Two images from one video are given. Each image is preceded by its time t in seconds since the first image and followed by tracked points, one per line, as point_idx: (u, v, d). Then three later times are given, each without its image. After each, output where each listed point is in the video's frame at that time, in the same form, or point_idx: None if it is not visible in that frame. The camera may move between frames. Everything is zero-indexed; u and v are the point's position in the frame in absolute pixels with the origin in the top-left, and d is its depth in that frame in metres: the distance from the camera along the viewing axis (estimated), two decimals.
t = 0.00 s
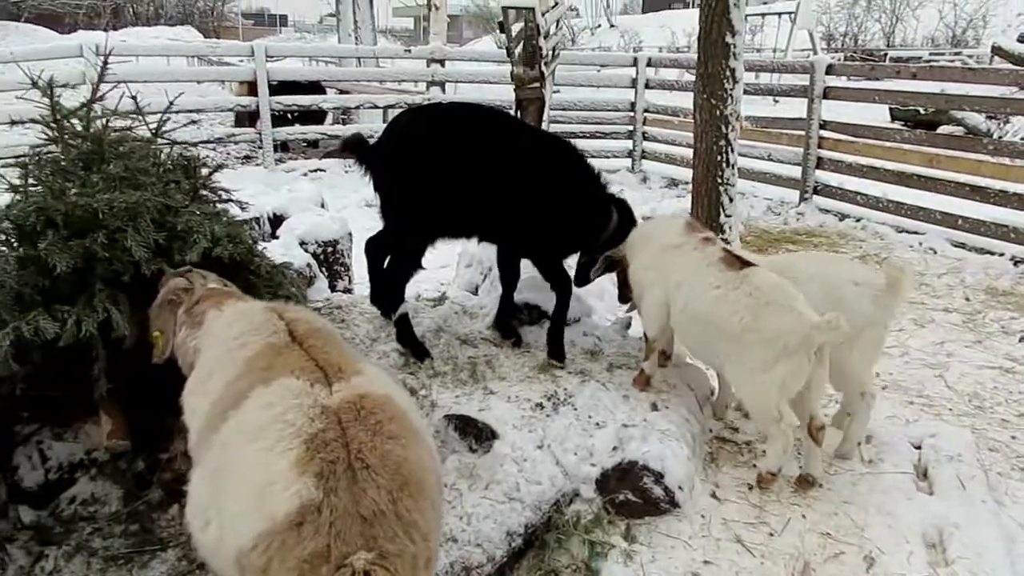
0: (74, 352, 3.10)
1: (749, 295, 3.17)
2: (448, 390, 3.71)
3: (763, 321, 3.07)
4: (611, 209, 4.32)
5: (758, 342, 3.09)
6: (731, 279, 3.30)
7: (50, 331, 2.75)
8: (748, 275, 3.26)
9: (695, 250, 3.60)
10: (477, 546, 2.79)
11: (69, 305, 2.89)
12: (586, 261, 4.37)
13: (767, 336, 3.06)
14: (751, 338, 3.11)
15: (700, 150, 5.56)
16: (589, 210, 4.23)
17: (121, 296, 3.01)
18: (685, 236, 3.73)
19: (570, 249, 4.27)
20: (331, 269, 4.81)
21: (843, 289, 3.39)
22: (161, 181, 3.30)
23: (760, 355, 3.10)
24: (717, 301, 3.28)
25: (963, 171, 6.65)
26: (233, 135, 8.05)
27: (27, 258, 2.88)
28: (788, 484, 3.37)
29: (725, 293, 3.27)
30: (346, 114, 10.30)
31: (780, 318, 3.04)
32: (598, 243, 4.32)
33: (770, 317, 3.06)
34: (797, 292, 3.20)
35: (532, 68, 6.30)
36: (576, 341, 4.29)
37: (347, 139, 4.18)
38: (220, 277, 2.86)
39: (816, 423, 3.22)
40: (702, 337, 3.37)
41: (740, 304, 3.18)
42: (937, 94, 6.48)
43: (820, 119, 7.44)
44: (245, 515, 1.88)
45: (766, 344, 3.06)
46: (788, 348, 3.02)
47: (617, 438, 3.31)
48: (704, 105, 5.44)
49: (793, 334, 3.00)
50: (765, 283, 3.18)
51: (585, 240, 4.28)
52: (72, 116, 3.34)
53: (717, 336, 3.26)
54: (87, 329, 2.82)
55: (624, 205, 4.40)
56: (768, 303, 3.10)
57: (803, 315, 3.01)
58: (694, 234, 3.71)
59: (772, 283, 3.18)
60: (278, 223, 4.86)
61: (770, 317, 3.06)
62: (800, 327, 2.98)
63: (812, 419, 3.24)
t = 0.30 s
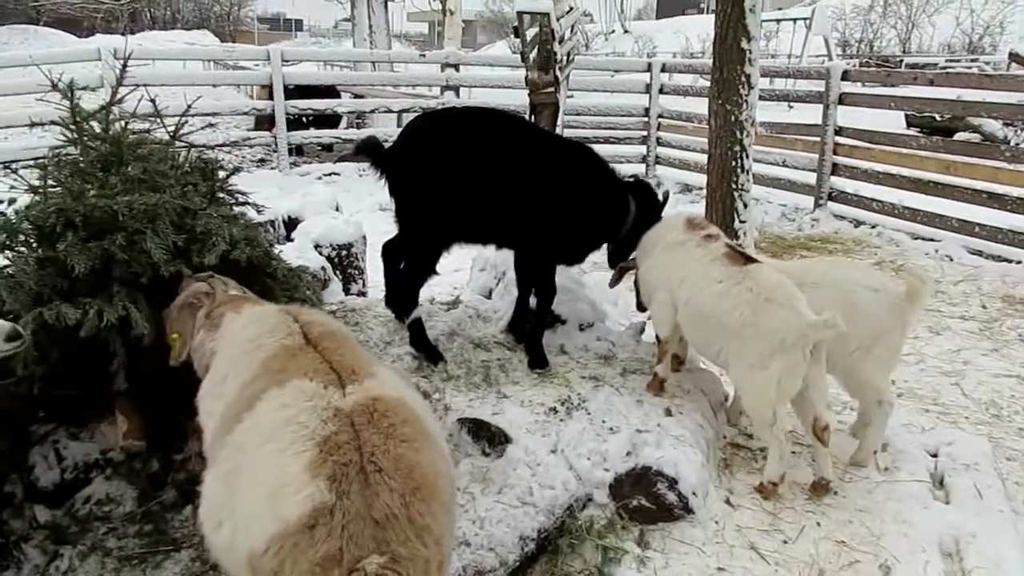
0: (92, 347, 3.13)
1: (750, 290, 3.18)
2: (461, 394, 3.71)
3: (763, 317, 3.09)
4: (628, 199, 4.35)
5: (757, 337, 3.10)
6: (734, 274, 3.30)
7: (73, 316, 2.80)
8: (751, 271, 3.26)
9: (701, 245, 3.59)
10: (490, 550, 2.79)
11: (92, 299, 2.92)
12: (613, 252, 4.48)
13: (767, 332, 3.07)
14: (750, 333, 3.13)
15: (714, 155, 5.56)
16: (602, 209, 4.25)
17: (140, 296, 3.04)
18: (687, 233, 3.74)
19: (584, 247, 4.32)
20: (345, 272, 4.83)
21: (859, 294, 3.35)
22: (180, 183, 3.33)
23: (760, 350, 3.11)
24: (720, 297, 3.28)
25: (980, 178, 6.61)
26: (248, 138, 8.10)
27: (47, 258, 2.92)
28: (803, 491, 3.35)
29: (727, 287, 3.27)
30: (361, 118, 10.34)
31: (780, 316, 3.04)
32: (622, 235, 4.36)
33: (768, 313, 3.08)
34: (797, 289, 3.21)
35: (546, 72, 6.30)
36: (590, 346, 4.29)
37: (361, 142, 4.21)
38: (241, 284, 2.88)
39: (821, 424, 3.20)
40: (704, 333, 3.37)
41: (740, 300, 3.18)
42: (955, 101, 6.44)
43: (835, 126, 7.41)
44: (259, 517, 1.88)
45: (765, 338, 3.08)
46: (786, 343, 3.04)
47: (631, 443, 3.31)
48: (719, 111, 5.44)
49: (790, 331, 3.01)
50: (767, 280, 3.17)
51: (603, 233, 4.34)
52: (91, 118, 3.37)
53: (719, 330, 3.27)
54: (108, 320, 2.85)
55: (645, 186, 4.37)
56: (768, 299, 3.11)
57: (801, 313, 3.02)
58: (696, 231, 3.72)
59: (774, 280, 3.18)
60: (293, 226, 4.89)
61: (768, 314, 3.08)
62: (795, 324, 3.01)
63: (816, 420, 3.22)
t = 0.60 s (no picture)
0: (104, 343, 3.13)
1: (776, 299, 3.16)
2: (472, 397, 3.71)
3: (791, 327, 3.09)
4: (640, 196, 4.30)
5: (788, 348, 3.10)
6: (757, 284, 3.29)
7: (84, 292, 2.84)
8: (774, 280, 3.24)
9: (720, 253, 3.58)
10: (501, 554, 2.79)
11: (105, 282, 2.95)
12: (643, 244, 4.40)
13: (796, 342, 3.07)
14: (779, 344, 3.13)
15: (727, 158, 5.54)
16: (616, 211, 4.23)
17: (152, 282, 3.04)
18: (704, 239, 3.72)
19: (598, 249, 4.32)
20: (356, 275, 4.84)
21: (878, 297, 3.35)
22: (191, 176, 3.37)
23: (790, 361, 3.11)
24: (743, 307, 3.27)
25: (995, 181, 6.56)
26: (261, 141, 8.14)
27: (60, 246, 2.97)
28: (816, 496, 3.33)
29: (751, 298, 3.26)
30: (372, 121, 10.38)
31: (809, 326, 3.05)
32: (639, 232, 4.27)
33: (797, 324, 3.08)
34: (822, 297, 3.21)
35: (558, 75, 6.29)
36: (601, 350, 4.28)
37: (379, 145, 4.24)
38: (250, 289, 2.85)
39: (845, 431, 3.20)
40: (728, 343, 3.36)
41: (766, 310, 3.17)
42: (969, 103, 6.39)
43: (849, 128, 7.37)
44: (269, 520, 1.89)
45: (793, 349, 3.09)
46: (818, 354, 3.04)
47: (643, 447, 3.30)
48: (732, 113, 5.42)
49: (819, 341, 3.03)
50: (792, 289, 3.17)
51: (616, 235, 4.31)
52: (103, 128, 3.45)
53: (746, 341, 3.26)
54: (118, 301, 2.87)
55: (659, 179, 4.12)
56: (795, 310, 3.10)
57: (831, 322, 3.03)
58: (712, 237, 3.69)
59: (799, 289, 3.17)
60: (305, 229, 4.90)
61: (797, 325, 3.08)
62: (825, 334, 3.02)
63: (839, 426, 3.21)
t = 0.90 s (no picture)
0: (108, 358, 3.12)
1: (807, 315, 3.02)
2: (478, 400, 3.70)
3: (826, 343, 2.93)
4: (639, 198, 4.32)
5: (824, 365, 2.95)
6: (787, 299, 3.14)
7: (83, 314, 2.81)
8: (805, 295, 3.10)
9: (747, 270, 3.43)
10: (507, 558, 2.78)
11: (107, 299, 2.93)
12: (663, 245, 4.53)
13: (832, 359, 2.92)
14: (816, 361, 2.97)
15: (732, 159, 5.52)
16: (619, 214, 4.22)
17: (158, 299, 3.02)
18: (732, 253, 3.59)
19: (599, 252, 4.28)
20: (361, 277, 4.84)
21: (900, 298, 3.31)
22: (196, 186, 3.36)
23: (828, 379, 2.96)
24: (774, 325, 3.13)
25: (1003, 181, 6.52)
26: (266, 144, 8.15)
27: (65, 260, 2.95)
28: (824, 498, 3.30)
29: (781, 314, 3.12)
30: (378, 123, 10.39)
31: (842, 340, 2.89)
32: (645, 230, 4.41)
33: (833, 340, 2.92)
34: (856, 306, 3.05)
35: (564, 77, 6.28)
36: (607, 352, 4.27)
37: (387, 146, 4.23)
38: (261, 280, 2.85)
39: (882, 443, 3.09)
40: (763, 362, 3.23)
41: (798, 327, 3.03)
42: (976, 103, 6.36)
43: (855, 128, 7.34)
44: (273, 525, 1.87)
45: (831, 366, 2.93)
46: (857, 368, 2.88)
47: (649, 450, 3.28)
48: (738, 114, 5.40)
49: (857, 356, 2.86)
50: (822, 303, 3.02)
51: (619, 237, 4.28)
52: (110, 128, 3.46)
53: (782, 361, 3.11)
54: (118, 319, 2.86)
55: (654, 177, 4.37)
56: (828, 324, 2.95)
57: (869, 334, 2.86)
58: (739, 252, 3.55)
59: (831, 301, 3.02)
60: (310, 232, 4.91)
61: (832, 340, 2.92)
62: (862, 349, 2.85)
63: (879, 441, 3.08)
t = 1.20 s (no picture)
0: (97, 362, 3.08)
1: (826, 308, 2.99)
2: (471, 393, 3.68)
3: (845, 338, 2.90)
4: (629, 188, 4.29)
5: (840, 360, 2.92)
6: (802, 294, 3.12)
7: (67, 336, 2.77)
8: (821, 288, 3.07)
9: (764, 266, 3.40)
10: (500, 551, 2.77)
11: (93, 312, 2.90)
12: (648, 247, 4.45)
13: (851, 353, 2.89)
14: (832, 356, 2.94)
15: (727, 151, 5.51)
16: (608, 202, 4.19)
17: (148, 307, 2.98)
18: (748, 254, 3.58)
19: (591, 241, 4.24)
20: (355, 270, 4.82)
21: (903, 290, 3.29)
22: (184, 185, 3.31)
23: (843, 374, 2.93)
24: (790, 320, 3.10)
25: (998, 172, 6.51)
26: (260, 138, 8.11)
27: (52, 264, 2.91)
28: (818, 490, 3.30)
29: (797, 309, 3.09)
30: (372, 116, 10.35)
31: (861, 335, 2.87)
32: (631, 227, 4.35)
33: (852, 334, 2.89)
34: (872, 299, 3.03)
35: (558, 69, 6.25)
36: (601, 344, 4.26)
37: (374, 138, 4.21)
38: (241, 270, 2.81)
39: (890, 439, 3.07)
40: (773, 358, 3.20)
41: (815, 322, 3.00)
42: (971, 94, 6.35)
43: (850, 120, 7.33)
44: (260, 520, 1.86)
45: (849, 360, 2.90)
46: (874, 363, 2.86)
47: (643, 442, 3.27)
48: (733, 106, 5.38)
49: (876, 350, 2.84)
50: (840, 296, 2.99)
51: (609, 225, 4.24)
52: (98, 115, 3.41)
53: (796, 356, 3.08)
54: (105, 334, 2.83)
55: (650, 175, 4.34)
56: (846, 319, 2.92)
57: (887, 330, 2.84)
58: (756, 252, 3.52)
59: (848, 295, 2.99)
60: (303, 225, 4.88)
61: (850, 334, 2.89)
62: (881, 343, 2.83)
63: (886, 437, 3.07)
